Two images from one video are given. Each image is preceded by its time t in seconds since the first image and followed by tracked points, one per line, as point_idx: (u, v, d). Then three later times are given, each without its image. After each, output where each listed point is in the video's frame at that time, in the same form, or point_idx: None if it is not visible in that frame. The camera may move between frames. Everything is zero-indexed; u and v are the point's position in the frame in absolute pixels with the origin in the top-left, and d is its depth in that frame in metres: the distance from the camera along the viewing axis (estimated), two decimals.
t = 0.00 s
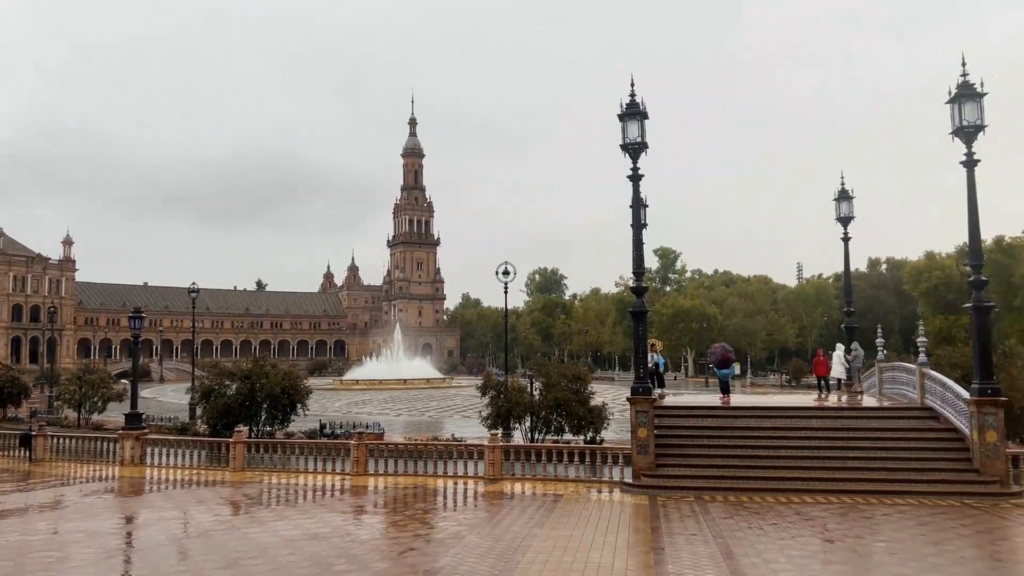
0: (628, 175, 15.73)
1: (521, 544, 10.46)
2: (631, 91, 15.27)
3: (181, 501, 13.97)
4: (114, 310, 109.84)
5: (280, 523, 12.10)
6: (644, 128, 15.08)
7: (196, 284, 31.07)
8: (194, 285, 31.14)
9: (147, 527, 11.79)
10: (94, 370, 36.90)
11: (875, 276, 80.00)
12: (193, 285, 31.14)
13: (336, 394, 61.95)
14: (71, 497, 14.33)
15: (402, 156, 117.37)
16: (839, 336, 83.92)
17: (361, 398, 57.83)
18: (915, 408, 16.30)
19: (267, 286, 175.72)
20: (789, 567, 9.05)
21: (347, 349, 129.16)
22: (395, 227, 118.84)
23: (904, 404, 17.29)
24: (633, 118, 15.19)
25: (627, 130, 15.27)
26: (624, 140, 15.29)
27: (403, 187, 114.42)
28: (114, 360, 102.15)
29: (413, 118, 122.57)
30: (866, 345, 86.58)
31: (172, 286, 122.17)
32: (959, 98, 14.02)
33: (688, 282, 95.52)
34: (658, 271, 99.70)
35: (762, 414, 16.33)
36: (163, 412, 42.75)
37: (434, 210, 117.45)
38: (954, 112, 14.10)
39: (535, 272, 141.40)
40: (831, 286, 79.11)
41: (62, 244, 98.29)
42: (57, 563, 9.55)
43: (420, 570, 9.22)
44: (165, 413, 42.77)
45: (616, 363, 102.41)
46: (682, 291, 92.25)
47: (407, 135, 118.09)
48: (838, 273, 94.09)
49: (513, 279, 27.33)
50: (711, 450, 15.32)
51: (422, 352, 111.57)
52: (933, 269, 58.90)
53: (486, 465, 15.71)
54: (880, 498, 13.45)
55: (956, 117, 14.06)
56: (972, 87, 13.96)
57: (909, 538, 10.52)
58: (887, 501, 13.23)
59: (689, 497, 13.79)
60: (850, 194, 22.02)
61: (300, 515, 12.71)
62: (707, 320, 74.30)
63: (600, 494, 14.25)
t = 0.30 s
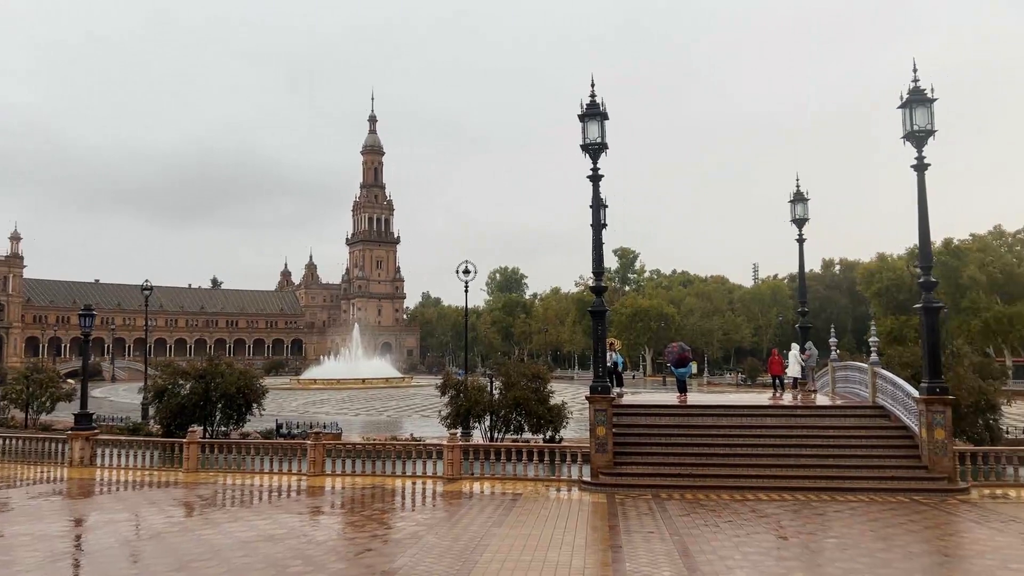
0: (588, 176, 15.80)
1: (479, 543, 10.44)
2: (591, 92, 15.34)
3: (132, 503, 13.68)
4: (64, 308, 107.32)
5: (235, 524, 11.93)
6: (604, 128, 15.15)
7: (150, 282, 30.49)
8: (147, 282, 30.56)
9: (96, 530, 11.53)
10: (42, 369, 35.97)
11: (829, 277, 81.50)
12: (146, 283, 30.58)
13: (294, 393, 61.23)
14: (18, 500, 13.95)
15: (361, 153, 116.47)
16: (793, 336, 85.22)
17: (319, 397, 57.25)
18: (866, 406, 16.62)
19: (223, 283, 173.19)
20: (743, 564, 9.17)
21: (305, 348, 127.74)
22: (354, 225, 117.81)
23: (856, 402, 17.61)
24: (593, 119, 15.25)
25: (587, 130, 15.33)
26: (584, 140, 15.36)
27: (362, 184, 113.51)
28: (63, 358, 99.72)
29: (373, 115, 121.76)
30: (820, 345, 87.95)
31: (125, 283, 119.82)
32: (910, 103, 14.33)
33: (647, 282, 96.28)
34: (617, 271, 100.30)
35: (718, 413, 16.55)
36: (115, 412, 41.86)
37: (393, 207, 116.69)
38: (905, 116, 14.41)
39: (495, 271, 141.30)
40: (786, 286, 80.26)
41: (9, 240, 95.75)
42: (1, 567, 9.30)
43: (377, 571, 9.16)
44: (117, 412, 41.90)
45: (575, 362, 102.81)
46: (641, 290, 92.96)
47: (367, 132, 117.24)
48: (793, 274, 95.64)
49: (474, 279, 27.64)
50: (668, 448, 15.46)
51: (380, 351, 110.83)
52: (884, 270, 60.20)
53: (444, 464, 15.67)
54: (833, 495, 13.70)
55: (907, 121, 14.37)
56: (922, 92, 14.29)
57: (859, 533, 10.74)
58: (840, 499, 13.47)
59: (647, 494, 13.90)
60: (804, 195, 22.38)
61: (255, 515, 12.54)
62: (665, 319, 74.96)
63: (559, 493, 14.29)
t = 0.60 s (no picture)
0: (547, 174, 15.81)
1: (436, 542, 10.39)
2: (551, 91, 15.36)
3: (80, 504, 13.34)
4: (9, 304, 104.40)
5: (187, 524, 11.71)
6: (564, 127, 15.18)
7: (99, 278, 29.78)
8: (97, 278, 29.86)
9: (42, 532, 11.22)
10: None
11: (782, 277, 82.82)
12: (96, 279, 29.88)
13: (248, 392, 60.33)
14: None
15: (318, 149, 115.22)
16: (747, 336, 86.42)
17: (275, 396, 56.50)
18: (818, 404, 16.92)
19: (176, 280, 170.13)
20: (699, 560, 9.25)
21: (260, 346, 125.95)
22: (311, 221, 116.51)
23: (808, 401, 17.90)
24: (552, 118, 15.27)
25: (546, 129, 15.34)
26: (544, 140, 15.38)
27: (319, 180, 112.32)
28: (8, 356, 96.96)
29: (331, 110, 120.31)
30: (774, 344, 89.31)
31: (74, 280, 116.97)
32: (862, 107, 14.63)
33: (605, 282, 96.86)
34: (576, 270, 100.71)
35: (675, 411, 16.70)
36: (62, 412, 40.81)
37: (351, 204, 115.66)
38: (857, 120, 14.69)
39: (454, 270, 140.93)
40: (741, 286, 81.31)
41: None
42: None
43: (332, 571, 9.07)
44: (64, 412, 40.86)
45: (534, 360, 103.04)
46: (599, 290, 93.43)
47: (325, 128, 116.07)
48: (747, 274, 97.06)
49: (432, 278, 27.56)
50: (625, 446, 15.57)
51: (337, 349, 109.84)
52: (836, 271, 61.41)
53: (402, 463, 15.58)
54: (786, 492, 13.93)
55: (859, 125, 14.66)
56: (873, 96, 14.57)
57: (811, 529, 10.92)
58: (792, 495, 13.70)
59: (604, 492, 13.98)
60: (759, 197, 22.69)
61: (208, 516, 12.33)
62: (623, 318, 75.49)
63: (517, 491, 14.29)
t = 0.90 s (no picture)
0: (506, 173, 15.80)
1: (392, 542, 10.32)
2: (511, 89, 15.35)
3: (24, 506, 12.96)
4: None
5: (136, 525, 11.47)
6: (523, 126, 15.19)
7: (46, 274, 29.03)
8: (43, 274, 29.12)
9: None
10: None
11: (737, 276, 84.03)
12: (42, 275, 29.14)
13: (201, 391, 59.42)
14: None
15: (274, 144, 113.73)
16: (703, 334, 87.43)
17: (229, 394, 55.61)
18: (771, 402, 17.19)
19: (126, 277, 166.58)
20: (654, 557, 9.33)
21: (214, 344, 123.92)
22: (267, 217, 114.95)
23: (761, 398, 18.17)
24: (512, 116, 15.26)
25: (505, 127, 15.33)
26: (503, 138, 15.36)
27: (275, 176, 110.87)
28: None
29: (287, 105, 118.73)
30: (729, 343, 90.48)
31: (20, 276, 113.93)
32: (815, 110, 14.88)
33: (564, 280, 97.26)
34: (535, 269, 100.91)
35: (631, 408, 16.86)
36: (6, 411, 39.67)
37: (307, 201, 114.36)
38: (810, 123, 14.95)
39: (412, 268, 140.25)
40: (696, 286, 82.24)
41: None
42: None
43: (286, 571, 8.96)
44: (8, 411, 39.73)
45: (492, 358, 103.07)
46: (557, 288, 93.78)
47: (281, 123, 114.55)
48: (703, 273, 98.31)
49: (389, 275, 27.40)
50: (582, 443, 15.65)
51: (293, 347, 108.61)
52: (788, 271, 62.50)
53: (358, 462, 15.47)
54: (740, 488, 14.14)
55: (813, 127, 14.92)
56: (827, 99, 14.83)
57: (763, 525, 11.11)
58: (746, 491, 13.90)
59: (561, 489, 14.03)
60: (716, 197, 22.96)
61: (159, 517, 12.08)
62: (581, 316, 75.89)
63: (474, 489, 14.27)
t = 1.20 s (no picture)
0: (466, 170, 15.75)
1: (348, 541, 10.23)
2: (470, 85, 15.29)
3: None
4: None
5: (85, 527, 11.19)
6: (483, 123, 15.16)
7: None
8: None
9: None
10: None
11: (694, 275, 85.01)
12: None
13: (152, 389, 58.30)
14: None
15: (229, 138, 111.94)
16: (660, 332, 88.23)
17: (182, 392, 54.66)
18: (726, 399, 17.40)
19: (75, 272, 162.68)
20: (610, 553, 9.39)
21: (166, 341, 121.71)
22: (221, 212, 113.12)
23: (716, 395, 18.39)
24: (471, 113, 15.21)
25: (465, 124, 15.27)
26: (463, 134, 15.33)
27: (230, 170, 109.13)
28: None
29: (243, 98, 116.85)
30: (686, 341, 91.43)
31: None
32: (770, 111, 15.10)
33: (524, 278, 97.37)
34: (494, 266, 100.77)
35: (588, 406, 16.94)
36: None
37: (263, 195, 112.77)
38: (766, 124, 15.16)
39: (370, 264, 139.19)
40: (654, 284, 82.94)
41: None
42: None
43: (240, 571, 8.84)
44: None
45: (450, 356, 102.83)
46: (517, 286, 93.81)
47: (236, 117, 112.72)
48: (660, 272, 99.28)
49: (348, 272, 27.24)
50: (540, 440, 15.69)
51: (248, 344, 107.14)
52: (743, 270, 63.36)
53: (314, 461, 15.30)
54: (695, 484, 14.29)
55: (768, 128, 15.13)
56: (781, 101, 15.06)
57: (717, 521, 11.25)
58: (701, 487, 14.06)
59: (518, 487, 14.04)
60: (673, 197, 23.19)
61: (108, 517, 11.82)
62: (540, 314, 76.06)
63: (431, 487, 14.21)
